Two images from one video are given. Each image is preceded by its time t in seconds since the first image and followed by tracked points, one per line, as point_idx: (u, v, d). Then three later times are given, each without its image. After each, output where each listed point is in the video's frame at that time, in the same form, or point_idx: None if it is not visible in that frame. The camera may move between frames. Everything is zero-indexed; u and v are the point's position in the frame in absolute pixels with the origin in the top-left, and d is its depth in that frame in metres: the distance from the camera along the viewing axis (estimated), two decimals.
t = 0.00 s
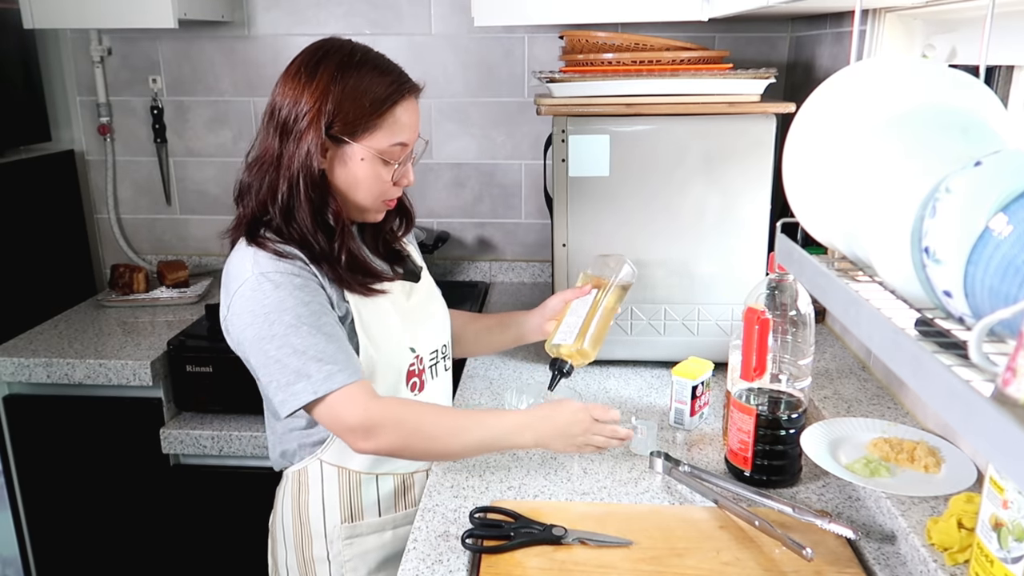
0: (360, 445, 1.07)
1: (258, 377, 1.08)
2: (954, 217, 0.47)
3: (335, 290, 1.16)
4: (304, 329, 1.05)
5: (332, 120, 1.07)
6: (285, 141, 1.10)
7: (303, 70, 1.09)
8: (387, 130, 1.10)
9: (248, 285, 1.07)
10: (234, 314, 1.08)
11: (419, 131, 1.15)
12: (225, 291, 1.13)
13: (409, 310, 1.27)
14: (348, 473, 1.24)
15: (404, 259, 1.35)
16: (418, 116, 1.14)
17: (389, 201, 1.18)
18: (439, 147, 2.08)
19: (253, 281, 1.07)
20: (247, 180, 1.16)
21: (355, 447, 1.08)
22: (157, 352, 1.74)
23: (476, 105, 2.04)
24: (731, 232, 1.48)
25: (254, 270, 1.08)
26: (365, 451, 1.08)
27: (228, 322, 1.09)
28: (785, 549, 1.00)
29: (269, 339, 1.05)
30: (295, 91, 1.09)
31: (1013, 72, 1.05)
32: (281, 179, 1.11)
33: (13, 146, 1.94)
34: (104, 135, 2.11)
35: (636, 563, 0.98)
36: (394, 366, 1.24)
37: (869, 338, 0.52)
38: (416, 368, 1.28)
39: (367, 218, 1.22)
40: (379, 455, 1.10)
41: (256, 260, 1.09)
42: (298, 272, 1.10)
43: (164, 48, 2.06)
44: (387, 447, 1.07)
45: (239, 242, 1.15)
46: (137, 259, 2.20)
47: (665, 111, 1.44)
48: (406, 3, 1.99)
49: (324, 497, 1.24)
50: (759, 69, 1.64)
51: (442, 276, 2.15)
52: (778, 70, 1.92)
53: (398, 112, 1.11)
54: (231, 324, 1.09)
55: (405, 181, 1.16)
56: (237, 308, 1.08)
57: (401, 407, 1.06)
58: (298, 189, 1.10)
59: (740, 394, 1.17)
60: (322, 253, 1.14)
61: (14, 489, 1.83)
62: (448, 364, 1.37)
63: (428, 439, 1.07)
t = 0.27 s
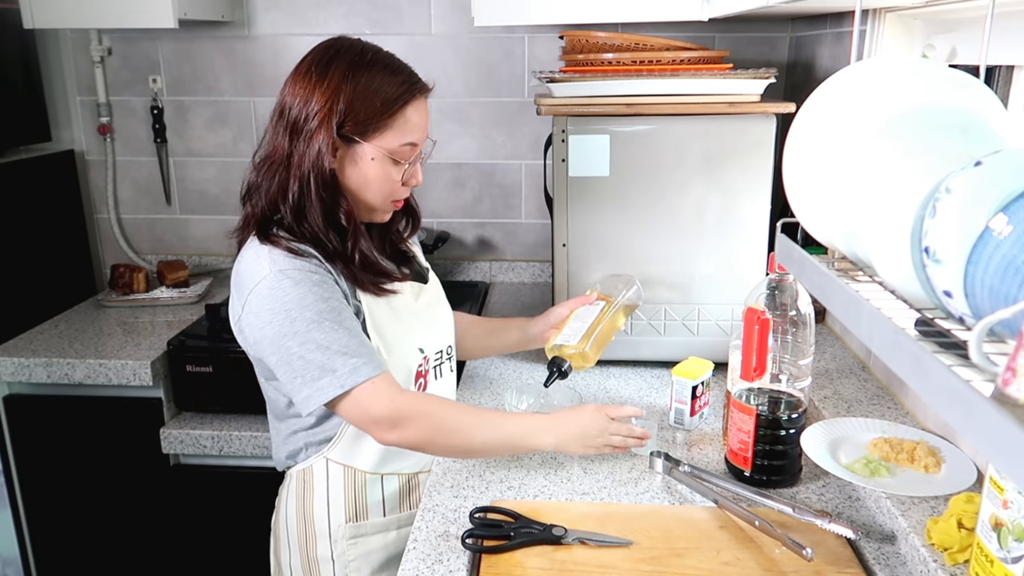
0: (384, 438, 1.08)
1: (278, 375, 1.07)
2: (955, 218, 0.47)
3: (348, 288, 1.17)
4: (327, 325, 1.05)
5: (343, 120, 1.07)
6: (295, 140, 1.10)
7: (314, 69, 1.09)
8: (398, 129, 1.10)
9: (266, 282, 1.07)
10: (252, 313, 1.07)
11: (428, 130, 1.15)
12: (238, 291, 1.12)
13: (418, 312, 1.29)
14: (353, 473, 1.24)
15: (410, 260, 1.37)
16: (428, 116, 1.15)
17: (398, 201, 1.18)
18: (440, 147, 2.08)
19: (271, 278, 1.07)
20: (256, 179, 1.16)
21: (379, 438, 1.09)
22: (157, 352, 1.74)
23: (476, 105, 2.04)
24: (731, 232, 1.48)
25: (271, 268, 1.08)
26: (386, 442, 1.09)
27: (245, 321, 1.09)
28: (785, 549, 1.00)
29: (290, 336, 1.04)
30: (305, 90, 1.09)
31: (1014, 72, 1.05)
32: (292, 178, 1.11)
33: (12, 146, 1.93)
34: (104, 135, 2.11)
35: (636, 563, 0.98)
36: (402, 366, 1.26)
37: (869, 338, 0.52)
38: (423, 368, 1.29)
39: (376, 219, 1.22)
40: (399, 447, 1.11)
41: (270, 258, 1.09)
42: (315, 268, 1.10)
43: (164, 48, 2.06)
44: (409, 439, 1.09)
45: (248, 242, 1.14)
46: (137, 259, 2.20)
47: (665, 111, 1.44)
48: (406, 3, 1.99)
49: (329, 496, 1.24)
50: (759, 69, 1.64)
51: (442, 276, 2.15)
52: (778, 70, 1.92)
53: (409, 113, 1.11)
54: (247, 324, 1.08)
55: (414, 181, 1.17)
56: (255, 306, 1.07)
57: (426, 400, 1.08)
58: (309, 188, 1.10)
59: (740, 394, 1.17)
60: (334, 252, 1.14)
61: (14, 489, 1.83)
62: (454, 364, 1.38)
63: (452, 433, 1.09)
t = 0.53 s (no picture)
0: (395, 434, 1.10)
1: (287, 373, 1.08)
2: (955, 218, 0.47)
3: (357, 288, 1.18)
4: (338, 322, 1.06)
5: (348, 120, 1.08)
6: (300, 140, 1.10)
7: (319, 69, 1.09)
8: (403, 130, 1.11)
9: (276, 281, 1.07)
10: (262, 311, 1.07)
11: (432, 130, 1.16)
12: (246, 289, 1.12)
13: (423, 313, 1.29)
14: (356, 470, 1.24)
15: (416, 260, 1.37)
16: (432, 117, 1.15)
17: (401, 201, 1.19)
18: (440, 147, 2.08)
19: (281, 276, 1.07)
20: (261, 177, 1.16)
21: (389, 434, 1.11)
22: (157, 352, 1.74)
23: (476, 105, 2.04)
24: (731, 232, 1.48)
25: (281, 266, 1.08)
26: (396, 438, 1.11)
27: (253, 320, 1.09)
28: (785, 549, 1.00)
29: (302, 333, 1.05)
30: (310, 90, 1.09)
31: (1014, 72, 1.05)
32: (297, 179, 1.11)
33: (12, 146, 1.93)
34: (104, 135, 2.11)
35: (636, 563, 0.98)
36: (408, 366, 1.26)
37: (869, 337, 0.52)
38: (428, 369, 1.30)
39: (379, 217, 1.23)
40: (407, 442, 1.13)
41: (280, 255, 1.09)
42: (324, 265, 1.10)
43: (164, 48, 2.06)
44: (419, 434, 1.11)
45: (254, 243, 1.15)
46: (137, 259, 2.20)
47: (665, 111, 1.44)
48: (406, 3, 1.98)
49: (331, 494, 1.24)
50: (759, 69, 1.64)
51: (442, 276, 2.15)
52: (778, 70, 1.93)
53: (413, 113, 1.11)
54: (255, 321, 1.08)
55: (418, 181, 1.18)
56: (263, 303, 1.07)
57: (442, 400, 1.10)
58: (315, 189, 1.10)
59: (739, 394, 1.17)
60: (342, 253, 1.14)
61: (13, 489, 1.83)
62: (457, 365, 1.39)
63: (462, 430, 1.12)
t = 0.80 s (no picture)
0: (377, 455, 1.14)
1: (292, 374, 1.07)
2: (955, 218, 0.47)
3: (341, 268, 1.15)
4: (346, 332, 1.07)
5: (308, 98, 1.07)
6: (264, 127, 1.10)
7: (271, 55, 1.09)
8: (365, 100, 1.10)
9: (293, 281, 1.06)
10: (274, 311, 1.06)
11: (394, 100, 1.15)
12: (252, 284, 1.10)
13: (417, 295, 1.31)
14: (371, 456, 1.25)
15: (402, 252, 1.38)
16: (393, 87, 1.15)
17: (377, 178, 1.18)
18: (442, 147, 2.08)
19: (298, 278, 1.07)
20: (232, 176, 1.15)
21: (370, 454, 1.14)
22: (158, 352, 1.74)
23: (478, 105, 2.04)
24: (733, 232, 1.48)
25: (299, 267, 1.07)
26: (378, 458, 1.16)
27: (263, 318, 1.07)
28: (786, 550, 1.00)
29: (314, 338, 1.05)
30: (267, 75, 1.09)
31: (1016, 72, 1.05)
32: (267, 166, 1.10)
33: (13, 146, 1.93)
34: (106, 135, 2.11)
35: (637, 563, 0.98)
36: (412, 351, 1.28)
37: (870, 337, 0.52)
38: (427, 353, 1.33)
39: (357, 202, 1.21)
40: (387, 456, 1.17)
41: (297, 256, 1.08)
42: (335, 269, 1.11)
43: (166, 48, 2.06)
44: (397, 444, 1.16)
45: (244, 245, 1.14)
46: (139, 259, 2.21)
47: (667, 111, 1.44)
48: (408, 3, 1.99)
49: (349, 482, 1.25)
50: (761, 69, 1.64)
51: (444, 275, 2.15)
52: (780, 70, 1.93)
53: (371, 81, 1.11)
54: (265, 320, 1.07)
55: (391, 154, 1.17)
56: (276, 302, 1.06)
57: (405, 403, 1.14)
58: (285, 171, 1.10)
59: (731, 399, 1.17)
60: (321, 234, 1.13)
61: (16, 488, 1.83)
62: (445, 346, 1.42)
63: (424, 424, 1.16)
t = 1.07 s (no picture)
0: (372, 454, 1.13)
1: (293, 364, 1.08)
2: (955, 219, 0.47)
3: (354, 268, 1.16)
4: (348, 326, 1.07)
5: (323, 101, 1.07)
6: (275, 130, 1.08)
7: (281, 58, 1.08)
8: (377, 103, 1.12)
9: (296, 273, 1.06)
10: (277, 302, 1.07)
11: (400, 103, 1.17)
12: (256, 276, 1.10)
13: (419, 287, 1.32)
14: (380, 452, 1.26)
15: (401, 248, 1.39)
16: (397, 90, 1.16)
17: (379, 178, 1.19)
18: (442, 147, 2.08)
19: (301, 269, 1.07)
20: (236, 177, 1.14)
21: (365, 454, 1.13)
22: (158, 352, 1.74)
23: (478, 105, 2.04)
24: (733, 232, 1.48)
25: (303, 258, 1.07)
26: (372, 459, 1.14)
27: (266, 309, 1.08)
28: (785, 550, 1.00)
29: (316, 330, 1.06)
30: (276, 78, 1.08)
31: (1016, 72, 1.05)
32: (280, 168, 1.09)
33: (13, 145, 1.93)
34: (106, 135, 2.11)
35: (637, 563, 0.98)
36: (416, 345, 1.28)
37: (870, 337, 0.52)
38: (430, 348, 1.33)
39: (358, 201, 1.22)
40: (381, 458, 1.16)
41: (303, 248, 1.08)
42: (340, 262, 1.11)
43: (166, 48, 2.06)
44: (393, 444, 1.15)
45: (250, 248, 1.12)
46: (139, 259, 2.21)
47: (667, 111, 1.44)
48: (408, 3, 1.99)
49: (356, 479, 1.25)
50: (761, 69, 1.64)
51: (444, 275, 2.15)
52: (780, 70, 1.93)
53: (383, 85, 1.13)
54: (268, 310, 1.08)
55: (393, 154, 1.19)
56: (279, 293, 1.07)
57: (403, 403, 1.14)
58: (298, 174, 1.09)
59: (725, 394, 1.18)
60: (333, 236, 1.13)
61: (16, 488, 1.83)
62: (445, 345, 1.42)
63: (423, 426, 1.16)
